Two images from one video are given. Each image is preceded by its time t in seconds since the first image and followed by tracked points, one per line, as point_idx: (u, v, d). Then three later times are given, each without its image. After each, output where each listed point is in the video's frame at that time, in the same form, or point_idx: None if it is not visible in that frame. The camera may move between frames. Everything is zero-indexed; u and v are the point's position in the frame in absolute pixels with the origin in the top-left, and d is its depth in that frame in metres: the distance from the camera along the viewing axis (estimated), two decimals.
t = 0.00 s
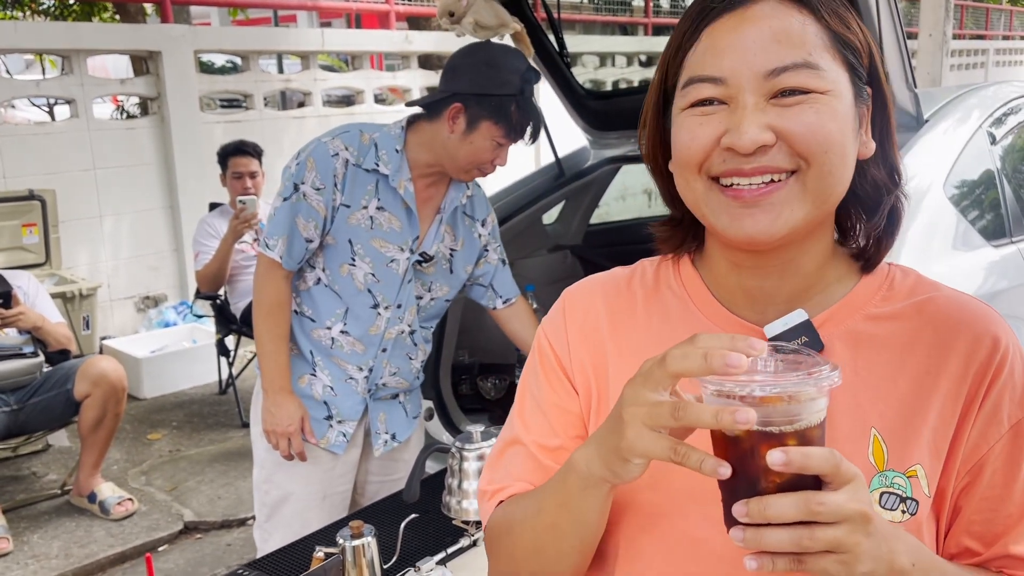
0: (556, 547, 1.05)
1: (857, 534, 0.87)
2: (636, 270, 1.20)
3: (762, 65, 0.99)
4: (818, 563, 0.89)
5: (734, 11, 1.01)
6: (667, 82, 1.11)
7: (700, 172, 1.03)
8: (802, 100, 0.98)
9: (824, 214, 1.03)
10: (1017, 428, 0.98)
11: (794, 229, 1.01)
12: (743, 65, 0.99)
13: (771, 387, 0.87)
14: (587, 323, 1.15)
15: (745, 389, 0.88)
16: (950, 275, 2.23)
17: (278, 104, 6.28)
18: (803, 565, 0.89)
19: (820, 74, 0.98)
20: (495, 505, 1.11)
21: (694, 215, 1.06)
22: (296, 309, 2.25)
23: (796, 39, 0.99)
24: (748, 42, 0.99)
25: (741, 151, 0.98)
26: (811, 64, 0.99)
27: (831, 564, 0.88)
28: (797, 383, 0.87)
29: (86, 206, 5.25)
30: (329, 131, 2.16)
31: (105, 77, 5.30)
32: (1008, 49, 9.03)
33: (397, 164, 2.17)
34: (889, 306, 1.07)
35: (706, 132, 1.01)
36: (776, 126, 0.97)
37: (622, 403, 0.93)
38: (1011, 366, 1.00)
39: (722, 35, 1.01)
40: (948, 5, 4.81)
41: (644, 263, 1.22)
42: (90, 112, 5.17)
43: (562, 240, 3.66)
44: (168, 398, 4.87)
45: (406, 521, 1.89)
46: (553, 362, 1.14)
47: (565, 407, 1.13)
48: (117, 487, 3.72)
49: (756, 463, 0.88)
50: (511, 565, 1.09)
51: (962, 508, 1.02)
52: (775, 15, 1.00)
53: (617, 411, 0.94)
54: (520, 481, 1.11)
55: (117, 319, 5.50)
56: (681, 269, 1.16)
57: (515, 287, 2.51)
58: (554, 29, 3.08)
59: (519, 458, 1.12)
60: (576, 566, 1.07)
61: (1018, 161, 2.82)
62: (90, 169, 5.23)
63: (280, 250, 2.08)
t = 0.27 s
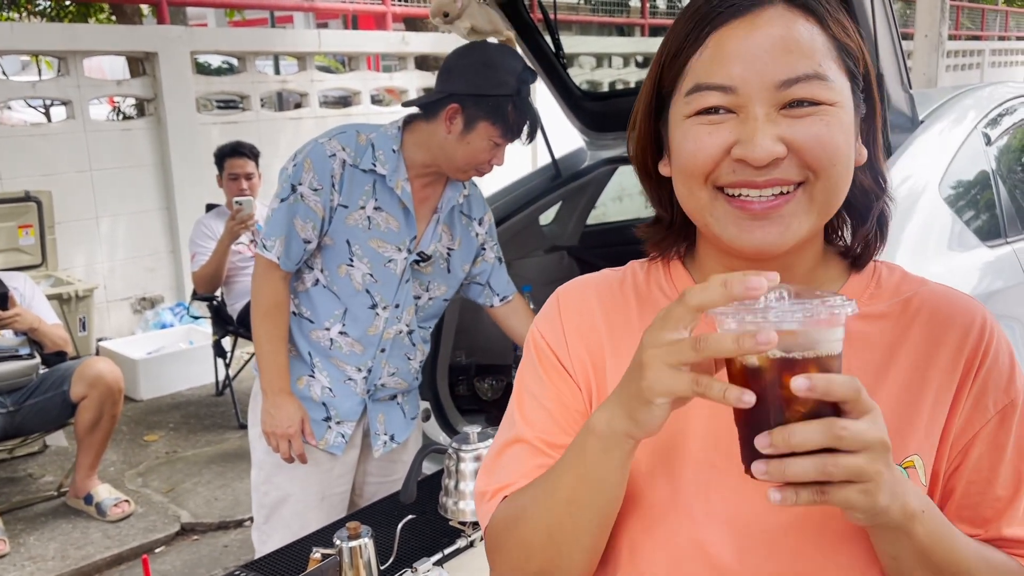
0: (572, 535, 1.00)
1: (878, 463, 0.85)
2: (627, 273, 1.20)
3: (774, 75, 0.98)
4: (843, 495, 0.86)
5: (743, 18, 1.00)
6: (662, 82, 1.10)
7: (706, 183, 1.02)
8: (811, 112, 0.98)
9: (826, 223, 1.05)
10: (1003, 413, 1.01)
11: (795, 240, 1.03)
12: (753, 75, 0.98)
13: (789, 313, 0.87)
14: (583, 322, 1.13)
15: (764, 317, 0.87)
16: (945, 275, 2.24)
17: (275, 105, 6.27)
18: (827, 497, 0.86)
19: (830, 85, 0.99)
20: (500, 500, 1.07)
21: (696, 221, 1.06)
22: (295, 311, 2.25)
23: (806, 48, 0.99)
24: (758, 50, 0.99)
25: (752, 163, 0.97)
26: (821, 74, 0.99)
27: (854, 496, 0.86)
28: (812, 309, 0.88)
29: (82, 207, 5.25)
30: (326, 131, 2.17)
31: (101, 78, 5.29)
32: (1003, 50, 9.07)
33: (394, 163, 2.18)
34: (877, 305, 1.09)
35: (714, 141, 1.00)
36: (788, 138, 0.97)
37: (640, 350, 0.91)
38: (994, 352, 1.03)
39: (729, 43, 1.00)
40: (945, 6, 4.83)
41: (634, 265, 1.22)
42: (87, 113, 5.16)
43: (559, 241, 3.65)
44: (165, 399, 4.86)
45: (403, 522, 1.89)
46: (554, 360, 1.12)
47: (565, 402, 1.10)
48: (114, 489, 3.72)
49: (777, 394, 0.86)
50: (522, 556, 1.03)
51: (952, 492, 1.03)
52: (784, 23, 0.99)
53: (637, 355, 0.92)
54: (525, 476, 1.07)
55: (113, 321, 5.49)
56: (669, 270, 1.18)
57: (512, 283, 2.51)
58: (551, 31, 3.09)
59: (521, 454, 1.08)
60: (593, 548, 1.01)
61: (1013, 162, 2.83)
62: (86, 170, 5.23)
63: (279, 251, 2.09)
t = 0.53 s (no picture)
0: (572, 503, 0.99)
1: (897, 414, 0.86)
2: (623, 271, 1.20)
3: (787, 101, 0.99)
4: (864, 447, 0.87)
5: (756, 38, 0.99)
6: (663, 90, 1.09)
7: (715, 206, 1.04)
8: (821, 139, 1.00)
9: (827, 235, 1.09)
10: (988, 401, 1.04)
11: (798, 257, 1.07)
12: (767, 99, 0.99)
13: (802, 264, 0.90)
14: (580, 321, 1.14)
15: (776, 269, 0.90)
16: (940, 276, 2.24)
17: (272, 106, 6.27)
18: (848, 448, 0.87)
19: (841, 110, 1.00)
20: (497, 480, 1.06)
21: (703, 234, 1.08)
22: (295, 313, 2.25)
23: (818, 70, 0.99)
24: (770, 75, 0.99)
25: (765, 191, 1.00)
26: (833, 99, 1.00)
27: (873, 446, 0.87)
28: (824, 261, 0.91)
29: (79, 209, 5.24)
30: (319, 134, 2.17)
31: (97, 80, 5.29)
32: (999, 51, 9.10)
33: (389, 164, 2.18)
34: (867, 303, 1.12)
35: (727, 165, 1.01)
36: (799, 165, 1.00)
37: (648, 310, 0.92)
38: (979, 342, 1.06)
39: (740, 65, 1.00)
40: (940, 8, 4.84)
41: (629, 264, 1.22)
42: (83, 115, 5.16)
43: (556, 243, 3.63)
44: (162, 401, 4.86)
45: (400, 523, 1.90)
46: (553, 354, 1.12)
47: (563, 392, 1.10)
48: (111, 491, 3.71)
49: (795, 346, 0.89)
50: (520, 530, 1.02)
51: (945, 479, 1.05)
52: (796, 43, 0.99)
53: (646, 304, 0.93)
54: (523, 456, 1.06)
55: (110, 323, 5.49)
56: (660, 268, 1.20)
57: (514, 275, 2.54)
58: (547, 32, 3.12)
59: (520, 438, 1.07)
60: (592, 518, 1.00)
61: (1008, 163, 2.83)
62: (83, 172, 5.22)
63: (277, 256, 2.09)
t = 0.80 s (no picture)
0: (542, 538, 1.01)
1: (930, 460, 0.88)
2: (610, 277, 1.20)
3: (789, 110, 0.99)
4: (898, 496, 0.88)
5: (758, 47, 1.00)
6: (659, 97, 1.09)
7: (715, 214, 1.03)
8: (820, 148, 1.01)
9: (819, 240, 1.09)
10: (980, 405, 1.05)
11: (794, 263, 1.07)
12: (768, 108, 0.99)
13: (835, 315, 0.87)
14: (566, 328, 1.14)
15: (809, 317, 0.88)
16: (935, 278, 2.25)
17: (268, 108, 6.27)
18: (884, 498, 0.88)
19: (838, 118, 1.01)
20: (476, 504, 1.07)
21: (702, 244, 1.07)
22: (293, 317, 2.24)
23: (818, 80, 1.00)
24: (771, 84, 0.99)
25: (765, 199, 1.00)
26: (831, 108, 1.00)
27: (907, 495, 0.88)
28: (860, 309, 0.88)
29: (75, 211, 5.24)
30: (312, 138, 2.17)
31: (93, 82, 5.29)
32: (995, 52, 9.13)
33: (382, 165, 2.18)
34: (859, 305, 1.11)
35: (726, 173, 1.01)
36: (798, 174, 1.00)
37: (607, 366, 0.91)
38: (968, 345, 1.07)
39: (740, 73, 1.00)
40: (936, 9, 4.85)
41: (617, 268, 1.23)
42: (79, 117, 5.16)
43: (552, 244, 3.58)
44: (158, 403, 4.85)
45: (396, 525, 1.90)
46: (535, 366, 1.12)
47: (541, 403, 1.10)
48: (106, 494, 3.71)
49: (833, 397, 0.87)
50: (493, 561, 1.04)
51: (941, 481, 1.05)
52: (796, 52, 1.00)
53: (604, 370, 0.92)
54: (501, 479, 1.07)
55: (106, 325, 5.48)
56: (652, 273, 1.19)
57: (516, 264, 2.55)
58: (543, 34, 3.13)
59: (498, 459, 1.08)
60: (563, 550, 1.02)
61: (1004, 164, 2.83)
62: (79, 174, 5.21)
63: (273, 261, 2.09)
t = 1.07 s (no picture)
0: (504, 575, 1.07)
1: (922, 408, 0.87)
2: (601, 281, 1.20)
3: (797, 110, 0.99)
4: (890, 442, 0.86)
5: (765, 46, 1.00)
6: (659, 98, 1.09)
7: (725, 220, 1.02)
8: (825, 149, 1.01)
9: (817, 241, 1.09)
10: (969, 397, 1.05)
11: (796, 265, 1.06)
12: (777, 108, 0.99)
13: (822, 255, 0.89)
14: (550, 336, 1.14)
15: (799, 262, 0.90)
16: (931, 279, 2.25)
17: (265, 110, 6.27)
18: (875, 443, 0.86)
19: (841, 119, 1.02)
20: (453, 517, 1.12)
21: (708, 251, 1.06)
22: (290, 319, 2.24)
23: (822, 80, 1.00)
24: (778, 82, 0.99)
25: (773, 202, 0.99)
26: (836, 107, 1.01)
27: (900, 440, 0.86)
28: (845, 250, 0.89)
29: (70, 213, 5.23)
30: (305, 140, 2.17)
31: (88, 84, 5.28)
32: (991, 53, 9.16)
33: (376, 165, 2.18)
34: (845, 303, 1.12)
35: (734, 176, 1.01)
36: (806, 175, 1.00)
37: (546, 489, 0.94)
38: (956, 338, 1.07)
39: (746, 73, 1.00)
40: (932, 10, 4.85)
41: (608, 271, 1.23)
42: (75, 119, 5.15)
43: (549, 245, 3.59)
44: (154, 405, 4.84)
45: (391, 527, 1.89)
46: (514, 378, 1.14)
47: (513, 419, 1.13)
48: (102, 496, 3.70)
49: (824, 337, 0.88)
50: None
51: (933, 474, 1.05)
52: (802, 51, 1.00)
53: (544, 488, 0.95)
54: (476, 498, 1.11)
55: (102, 327, 5.47)
56: (643, 280, 1.18)
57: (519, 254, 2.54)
58: (539, 35, 3.13)
59: (472, 475, 1.12)
60: None
61: (999, 165, 2.83)
62: (74, 176, 5.21)
63: (269, 263, 2.09)
